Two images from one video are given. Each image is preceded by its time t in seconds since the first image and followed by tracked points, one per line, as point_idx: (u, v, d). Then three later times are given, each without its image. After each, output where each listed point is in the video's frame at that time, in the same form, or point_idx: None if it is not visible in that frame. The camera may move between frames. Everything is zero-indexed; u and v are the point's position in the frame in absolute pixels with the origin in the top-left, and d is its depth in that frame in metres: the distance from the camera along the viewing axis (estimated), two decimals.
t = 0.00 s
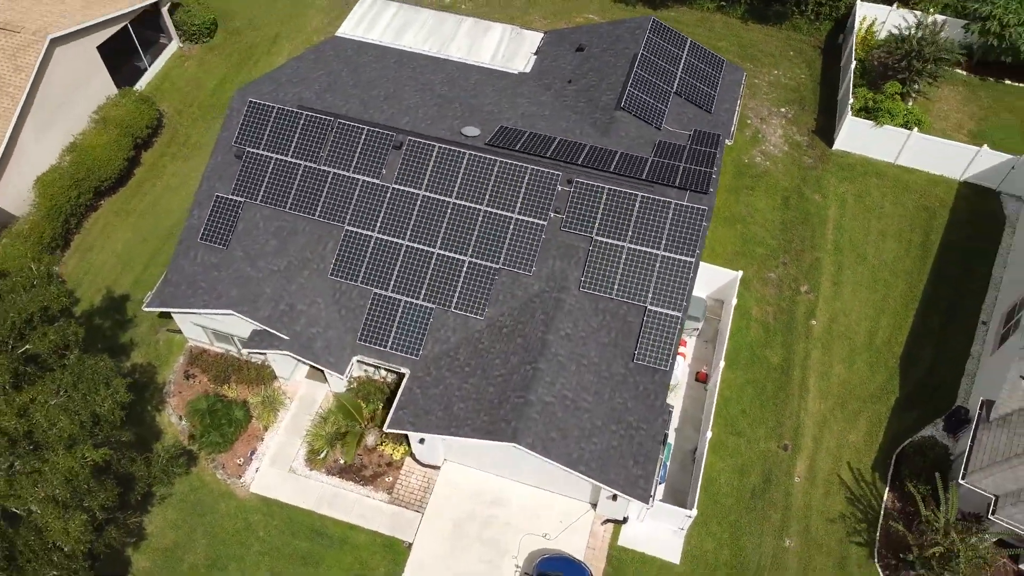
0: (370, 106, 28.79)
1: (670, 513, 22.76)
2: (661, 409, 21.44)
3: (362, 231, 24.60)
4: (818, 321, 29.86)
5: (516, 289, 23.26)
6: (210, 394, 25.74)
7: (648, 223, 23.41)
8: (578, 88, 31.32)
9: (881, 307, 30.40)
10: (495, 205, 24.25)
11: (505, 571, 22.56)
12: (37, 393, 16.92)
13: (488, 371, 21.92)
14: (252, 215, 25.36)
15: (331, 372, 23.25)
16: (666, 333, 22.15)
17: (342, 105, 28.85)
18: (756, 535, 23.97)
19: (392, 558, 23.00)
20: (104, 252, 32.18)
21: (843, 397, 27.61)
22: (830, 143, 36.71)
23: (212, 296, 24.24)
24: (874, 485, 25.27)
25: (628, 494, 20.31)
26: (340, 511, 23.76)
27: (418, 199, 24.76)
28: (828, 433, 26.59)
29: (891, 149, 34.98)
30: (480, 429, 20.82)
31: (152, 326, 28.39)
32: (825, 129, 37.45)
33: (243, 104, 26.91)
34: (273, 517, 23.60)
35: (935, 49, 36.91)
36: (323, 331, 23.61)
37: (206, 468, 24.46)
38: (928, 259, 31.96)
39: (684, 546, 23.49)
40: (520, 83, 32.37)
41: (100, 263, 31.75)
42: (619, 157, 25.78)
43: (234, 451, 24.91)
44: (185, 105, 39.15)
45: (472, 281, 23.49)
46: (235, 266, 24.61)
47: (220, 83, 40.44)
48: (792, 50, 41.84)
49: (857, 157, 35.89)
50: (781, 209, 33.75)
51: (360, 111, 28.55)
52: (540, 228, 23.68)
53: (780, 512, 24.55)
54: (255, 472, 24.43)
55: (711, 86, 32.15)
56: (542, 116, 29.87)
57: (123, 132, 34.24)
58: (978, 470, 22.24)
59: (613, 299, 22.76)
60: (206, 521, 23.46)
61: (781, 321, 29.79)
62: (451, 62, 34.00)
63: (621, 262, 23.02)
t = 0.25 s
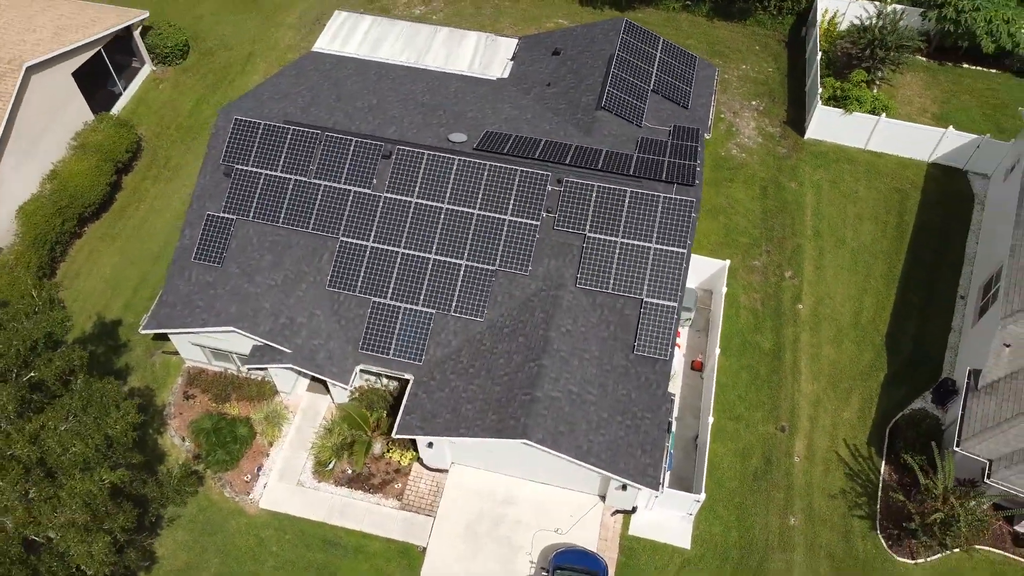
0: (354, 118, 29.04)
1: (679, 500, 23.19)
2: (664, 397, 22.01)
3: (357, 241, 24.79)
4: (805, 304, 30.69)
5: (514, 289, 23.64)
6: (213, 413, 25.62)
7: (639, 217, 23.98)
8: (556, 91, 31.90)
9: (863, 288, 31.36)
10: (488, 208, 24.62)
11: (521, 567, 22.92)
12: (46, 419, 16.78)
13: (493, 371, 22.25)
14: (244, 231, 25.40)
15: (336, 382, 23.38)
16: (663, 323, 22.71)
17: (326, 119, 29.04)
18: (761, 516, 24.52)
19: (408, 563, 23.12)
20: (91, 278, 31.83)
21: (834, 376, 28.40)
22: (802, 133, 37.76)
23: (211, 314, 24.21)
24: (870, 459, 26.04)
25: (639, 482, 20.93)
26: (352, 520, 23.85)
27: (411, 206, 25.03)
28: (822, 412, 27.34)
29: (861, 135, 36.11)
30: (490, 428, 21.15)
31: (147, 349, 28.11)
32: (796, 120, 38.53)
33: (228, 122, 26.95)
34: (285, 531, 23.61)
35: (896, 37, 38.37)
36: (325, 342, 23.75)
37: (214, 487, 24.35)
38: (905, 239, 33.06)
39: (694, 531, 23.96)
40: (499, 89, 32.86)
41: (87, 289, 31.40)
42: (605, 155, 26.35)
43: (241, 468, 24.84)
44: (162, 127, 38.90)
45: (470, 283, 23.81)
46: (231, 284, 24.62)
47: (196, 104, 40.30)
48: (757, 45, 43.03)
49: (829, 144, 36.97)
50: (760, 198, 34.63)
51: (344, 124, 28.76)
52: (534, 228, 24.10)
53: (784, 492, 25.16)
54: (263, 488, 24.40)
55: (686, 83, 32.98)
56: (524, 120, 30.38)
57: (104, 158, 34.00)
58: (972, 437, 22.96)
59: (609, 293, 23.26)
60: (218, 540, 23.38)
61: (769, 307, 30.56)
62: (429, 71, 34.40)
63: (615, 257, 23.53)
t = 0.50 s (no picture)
0: (338, 133, 29.30)
1: (688, 484, 23.78)
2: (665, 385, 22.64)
3: (353, 253, 25.03)
4: (789, 288, 31.66)
5: (511, 290, 24.10)
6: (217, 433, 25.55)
7: (628, 212, 24.64)
8: (533, 96, 32.55)
9: (843, 269, 32.46)
10: (480, 212, 25.05)
11: (537, 563, 23.25)
12: (62, 447, 16.83)
13: (498, 371, 22.67)
14: (238, 250, 25.48)
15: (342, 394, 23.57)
16: (659, 313, 23.36)
17: (309, 135, 29.27)
18: (765, 495, 25.24)
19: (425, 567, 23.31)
20: (79, 309, 31.51)
21: (822, 355, 29.34)
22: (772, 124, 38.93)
23: (211, 334, 24.23)
24: (864, 432, 26.97)
25: (648, 468, 21.42)
26: (366, 529, 23.99)
27: (404, 216, 25.36)
28: (814, 390, 28.23)
29: (829, 123, 37.38)
30: (500, 427, 21.54)
31: (143, 375, 27.79)
32: (765, 112, 39.71)
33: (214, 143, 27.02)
34: (300, 545, 23.66)
35: (854, 27, 39.72)
36: (328, 354, 23.94)
37: (224, 508, 24.28)
38: (878, 219, 34.31)
39: (702, 514, 24.56)
40: (477, 97, 33.40)
41: (76, 320, 31.08)
42: (589, 154, 27.00)
43: (250, 486, 24.81)
44: (139, 153, 38.63)
45: (468, 287, 24.20)
46: (229, 303, 24.66)
47: (171, 128, 40.11)
48: (720, 42, 44.30)
49: (799, 133, 38.19)
50: (737, 189, 35.65)
51: (328, 139, 29.02)
52: (526, 229, 24.60)
53: (785, 469, 25.93)
54: (274, 504, 24.42)
55: (658, 82, 33.92)
56: (505, 125, 30.94)
57: (84, 187, 33.74)
58: (961, 403, 24.00)
59: (605, 288, 23.86)
60: (233, 559, 23.32)
61: (754, 293, 31.46)
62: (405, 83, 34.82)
63: (608, 252, 24.13)
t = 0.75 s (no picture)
0: (325, 147, 29.55)
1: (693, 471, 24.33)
2: (665, 374, 23.26)
3: (350, 264, 25.27)
4: (773, 276, 32.55)
5: (509, 291, 24.54)
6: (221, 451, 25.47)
7: (619, 209, 25.26)
8: (513, 101, 33.13)
9: (823, 254, 33.46)
10: (474, 217, 25.46)
11: (550, 558, 23.64)
12: (76, 471, 17.03)
13: (501, 371, 23.07)
14: (234, 267, 25.55)
15: (349, 402, 23.77)
16: (655, 305, 23.97)
17: (296, 150, 29.46)
18: (766, 476, 25.92)
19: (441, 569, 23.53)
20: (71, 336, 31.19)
21: (811, 339, 30.21)
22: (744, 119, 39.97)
23: (212, 352, 24.26)
24: (856, 411, 27.83)
25: (655, 456, 21.97)
26: (379, 536, 24.14)
27: (399, 224, 25.67)
28: (805, 373, 29.06)
29: (801, 115, 38.51)
30: (508, 425, 21.93)
31: (142, 398, 27.60)
32: (737, 108, 40.75)
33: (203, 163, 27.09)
34: (314, 557, 23.73)
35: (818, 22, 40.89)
36: (331, 364, 24.13)
37: (234, 525, 24.23)
38: (853, 205, 35.44)
39: (707, 499, 25.15)
40: (458, 105, 33.87)
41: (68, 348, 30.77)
42: (576, 155, 27.59)
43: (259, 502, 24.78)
44: (119, 178, 38.36)
45: (466, 291, 24.58)
46: (229, 320, 24.73)
47: (150, 151, 39.90)
48: (688, 42, 45.41)
49: (772, 126, 39.28)
50: (716, 183, 36.57)
51: (315, 153, 29.26)
52: (520, 231, 25.06)
53: (783, 451, 26.65)
54: (285, 518, 24.45)
55: (634, 82, 34.74)
56: (489, 131, 31.44)
57: (69, 214, 33.51)
58: (948, 375, 24.93)
59: (601, 284, 24.40)
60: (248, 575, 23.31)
61: (741, 283, 32.29)
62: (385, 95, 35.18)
63: (602, 249, 24.69)
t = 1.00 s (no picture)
0: (310, 163, 29.81)
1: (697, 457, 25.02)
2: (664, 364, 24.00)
3: (347, 276, 25.55)
4: (755, 265, 33.59)
5: (507, 293, 25.06)
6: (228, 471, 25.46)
7: (607, 207, 25.99)
8: (492, 109, 33.76)
9: (801, 241, 34.62)
10: (466, 223, 25.96)
11: (564, 551, 24.11)
12: (97, 494, 17.12)
13: (505, 371, 23.57)
14: (230, 286, 25.64)
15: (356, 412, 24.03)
16: (649, 298, 24.70)
17: (281, 168, 29.66)
18: (766, 457, 26.75)
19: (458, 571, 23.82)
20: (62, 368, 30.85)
21: (796, 323, 31.24)
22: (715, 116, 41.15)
23: (215, 372, 24.34)
24: (845, 389, 28.87)
25: (660, 444, 22.65)
26: (394, 543, 24.36)
27: (393, 234, 26.04)
28: (794, 356, 30.05)
29: (769, 108, 39.79)
30: (517, 423, 22.43)
31: (142, 424, 27.44)
32: (707, 106, 41.93)
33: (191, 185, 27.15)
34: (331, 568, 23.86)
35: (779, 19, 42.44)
36: (336, 376, 24.39)
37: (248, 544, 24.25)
38: (826, 192, 36.75)
39: (711, 483, 25.89)
40: (438, 116, 34.39)
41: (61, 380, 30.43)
42: (560, 157, 28.30)
43: (270, 519, 24.84)
44: (99, 206, 38.04)
45: (464, 295, 25.03)
46: (229, 339, 24.83)
47: (128, 178, 39.60)
48: (653, 44, 46.62)
49: (742, 121, 40.50)
50: (693, 179, 37.61)
51: (302, 170, 29.49)
52: (513, 234, 25.61)
53: (779, 432, 27.54)
54: (298, 533, 24.55)
55: (608, 85, 35.64)
56: (471, 139, 32.02)
57: (53, 246, 33.22)
58: (932, 347, 26.00)
59: (595, 280, 25.05)
60: None
61: (725, 273, 33.24)
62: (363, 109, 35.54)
63: (594, 246, 25.37)
